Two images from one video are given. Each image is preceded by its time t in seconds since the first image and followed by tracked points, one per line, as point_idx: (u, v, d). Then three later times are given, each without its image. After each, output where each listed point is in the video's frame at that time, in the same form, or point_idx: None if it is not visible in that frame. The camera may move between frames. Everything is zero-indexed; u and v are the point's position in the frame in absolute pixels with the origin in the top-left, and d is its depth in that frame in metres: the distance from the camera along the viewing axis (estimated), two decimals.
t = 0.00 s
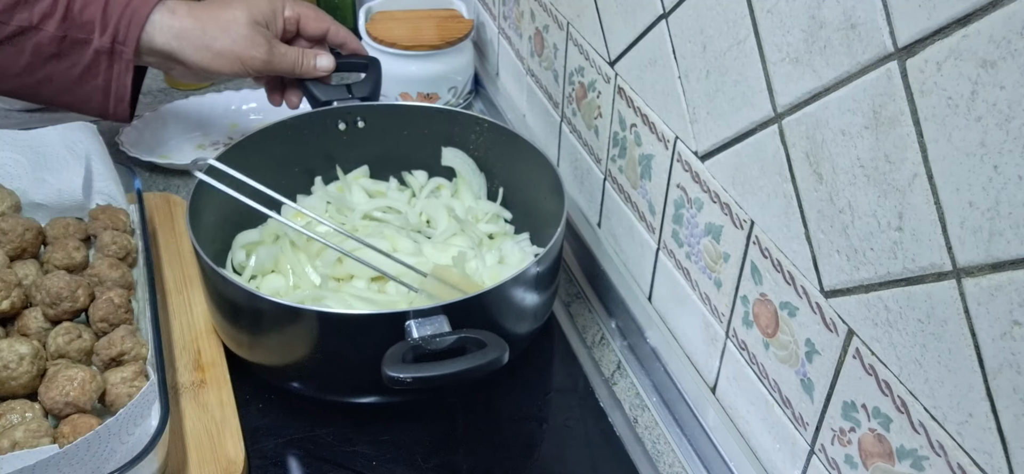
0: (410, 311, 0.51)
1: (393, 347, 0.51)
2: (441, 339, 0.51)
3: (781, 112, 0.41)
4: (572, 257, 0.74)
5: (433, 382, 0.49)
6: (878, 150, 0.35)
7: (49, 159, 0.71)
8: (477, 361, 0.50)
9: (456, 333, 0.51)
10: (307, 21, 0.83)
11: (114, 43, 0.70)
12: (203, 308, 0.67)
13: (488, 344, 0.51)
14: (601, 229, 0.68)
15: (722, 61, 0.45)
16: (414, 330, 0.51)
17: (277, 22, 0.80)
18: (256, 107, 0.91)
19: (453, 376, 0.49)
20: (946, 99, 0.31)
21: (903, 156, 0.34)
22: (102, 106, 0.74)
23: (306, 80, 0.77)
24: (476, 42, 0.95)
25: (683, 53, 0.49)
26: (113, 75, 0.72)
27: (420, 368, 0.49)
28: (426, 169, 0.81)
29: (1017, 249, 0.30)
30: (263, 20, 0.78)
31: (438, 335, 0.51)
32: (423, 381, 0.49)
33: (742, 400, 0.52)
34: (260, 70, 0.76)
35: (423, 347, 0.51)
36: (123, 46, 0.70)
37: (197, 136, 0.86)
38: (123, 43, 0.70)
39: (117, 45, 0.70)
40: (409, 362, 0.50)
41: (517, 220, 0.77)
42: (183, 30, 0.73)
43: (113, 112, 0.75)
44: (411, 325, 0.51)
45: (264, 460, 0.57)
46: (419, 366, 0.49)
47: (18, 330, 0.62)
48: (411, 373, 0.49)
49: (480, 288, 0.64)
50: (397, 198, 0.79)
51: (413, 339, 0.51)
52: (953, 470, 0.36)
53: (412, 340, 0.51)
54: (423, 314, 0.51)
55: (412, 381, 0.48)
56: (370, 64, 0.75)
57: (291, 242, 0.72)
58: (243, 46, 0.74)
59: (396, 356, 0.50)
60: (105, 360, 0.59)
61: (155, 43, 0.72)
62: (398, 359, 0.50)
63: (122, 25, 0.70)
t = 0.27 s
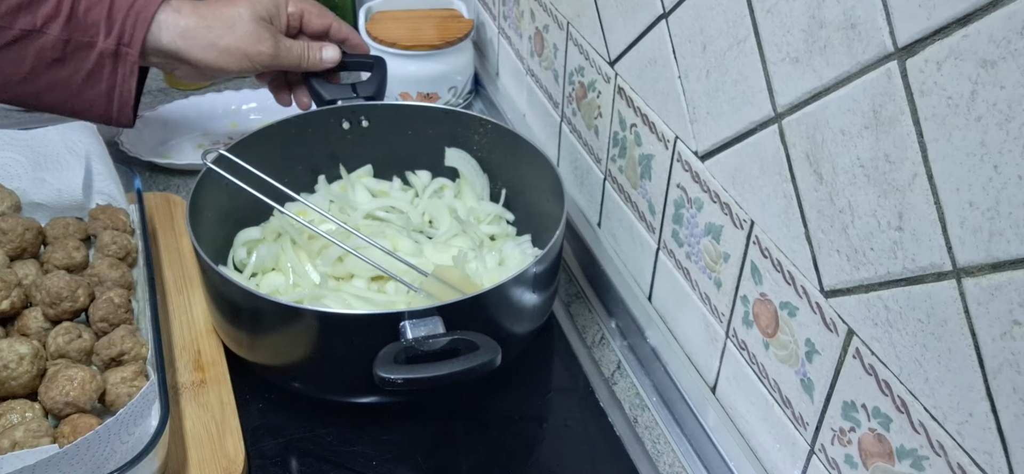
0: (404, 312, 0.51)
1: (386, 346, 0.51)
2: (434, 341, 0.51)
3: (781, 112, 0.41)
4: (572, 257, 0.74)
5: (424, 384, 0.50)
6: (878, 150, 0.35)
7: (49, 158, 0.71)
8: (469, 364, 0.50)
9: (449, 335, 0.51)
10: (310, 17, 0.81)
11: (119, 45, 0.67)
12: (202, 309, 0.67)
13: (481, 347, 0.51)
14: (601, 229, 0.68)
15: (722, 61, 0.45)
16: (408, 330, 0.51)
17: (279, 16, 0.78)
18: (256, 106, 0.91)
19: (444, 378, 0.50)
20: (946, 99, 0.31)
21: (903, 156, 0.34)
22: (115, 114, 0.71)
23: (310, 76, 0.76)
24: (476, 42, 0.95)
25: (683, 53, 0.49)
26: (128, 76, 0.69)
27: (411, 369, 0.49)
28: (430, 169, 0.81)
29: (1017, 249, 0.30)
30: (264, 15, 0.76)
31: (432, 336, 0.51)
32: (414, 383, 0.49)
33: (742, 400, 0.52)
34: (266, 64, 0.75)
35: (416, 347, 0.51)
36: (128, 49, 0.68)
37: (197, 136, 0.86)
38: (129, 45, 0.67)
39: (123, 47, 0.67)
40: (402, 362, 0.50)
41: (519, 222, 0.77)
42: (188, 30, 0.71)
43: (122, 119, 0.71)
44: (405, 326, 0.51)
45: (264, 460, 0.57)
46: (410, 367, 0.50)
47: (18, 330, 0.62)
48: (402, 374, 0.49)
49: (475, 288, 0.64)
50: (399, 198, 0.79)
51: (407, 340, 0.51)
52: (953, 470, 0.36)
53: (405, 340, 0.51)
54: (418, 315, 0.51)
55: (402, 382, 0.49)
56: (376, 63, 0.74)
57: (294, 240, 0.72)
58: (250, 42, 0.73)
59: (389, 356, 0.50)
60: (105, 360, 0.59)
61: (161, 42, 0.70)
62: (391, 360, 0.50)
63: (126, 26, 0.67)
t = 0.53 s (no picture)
0: (404, 312, 0.51)
1: (386, 347, 0.51)
2: (434, 341, 0.51)
3: (780, 112, 0.41)
4: (572, 257, 0.74)
5: (423, 384, 0.50)
6: (878, 150, 0.35)
7: (48, 158, 0.71)
8: (469, 363, 0.50)
9: (449, 335, 0.51)
10: None
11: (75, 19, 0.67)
12: (202, 309, 0.67)
13: (480, 347, 0.52)
14: (602, 229, 0.68)
15: (722, 61, 0.45)
16: (408, 330, 0.51)
17: None
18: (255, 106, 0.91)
19: (444, 378, 0.50)
20: (946, 99, 0.31)
21: (903, 156, 0.34)
22: (78, 89, 0.72)
23: (309, 74, 0.75)
24: (476, 42, 0.95)
25: (683, 53, 0.49)
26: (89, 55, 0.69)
27: (411, 369, 0.50)
28: (429, 169, 0.81)
29: (1017, 249, 0.30)
30: None
31: (432, 336, 0.51)
32: (414, 382, 0.49)
33: (742, 400, 0.52)
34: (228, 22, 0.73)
35: (416, 348, 0.51)
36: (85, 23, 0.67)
37: (197, 136, 0.86)
38: (85, 18, 0.67)
39: (79, 20, 0.67)
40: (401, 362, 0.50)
41: (519, 222, 0.77)
42: None
43: (90, 95, 0.73)
44: (405, 326, 0.51)
45: (264, 460, 0.57)
46: (411, 367, 0.50)
47: (18, 330, 0.62)
48: (402, 374, 0.49)
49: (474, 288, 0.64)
50: (399, 198, 0.79)
51: (406, 340, 0.51)
52: (953, 470, 0.36)
53: (406, 340, 0.51)
54: (418, 315, 0.51)
55: (402, 382, 0.49)
56: (376, 64, 0.76)
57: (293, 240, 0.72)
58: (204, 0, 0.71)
59: (388, 356, 0.50)
60: (105, 360, 0.59)
61: (115, 13, 0.69)
62: (390, 360, 0.50)
63: None
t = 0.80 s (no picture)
0: (404, 312, 0.51)
1: (386, 347, 0.51)
2: (434, 341, 0.51)
3: (781, 112, 0.41)
4: (572, 257, 0.74)
5: (423, 383, 0.50)
6: (878, 150, 0.35)
7: (48, 159, 0.71)
8: (469, 363, 0.50)
9: (449, 335, 0.51)
10: None
11: None
12: (202, 309, 0.67)
13: (480, 347, 0.52)
14: (602, 229, 0.68)
15: (722, 61, 0.45)
16: (408, 330, 0.51)
17: None
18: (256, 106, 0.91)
19: (443, 378, 0.50)
20: (946, 99, 0.31)
21: (903, 156, 0.34)
22: (0, 74, 0.71)
23: (309, 74, 0.75)
24: (476, 42, 0.95)
25: (683, 53, 0.49)
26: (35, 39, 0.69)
27: (411, 369, 0.50)
28: (429, 169, 0.81)
29: (1017, 249, 0.30)
30: None
31: (432, 336, 0.51)
32: (413, 382, 0.49)
33: (742, 400, 0.52)
34: None
35: (416, 347, 0.51)
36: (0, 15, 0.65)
37: (198, 135, 0.87)
38: None
39: None
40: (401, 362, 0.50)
41: (519, 222, 0.77)
42: None
43: (9, 82, 0.72)
44: (405, 325, 0.51)
45: (265, 460, 0.57)
46: (411, 367, 0.50)
47: (18, 330, 0.62)
48: (402, 374, 0.49)
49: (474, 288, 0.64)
50: (399, 198, 0.78)
51: (407, 340, 0.51)
52: (953, 470, 0.36)
53: (405, 340, 0.51)
54: (418, 314, 0.51)
55: (402, 381, 0.49)
56: (376, 63, 0.76)
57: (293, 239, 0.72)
58: None
59: (388, 355, 0.50)
60: (106, 360, 0.59)
61: None
62: (390, 359, 0.50)
63: None
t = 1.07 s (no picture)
0: (404, 311, 0.51)
1: (386, 345, 0.52)
2: (434, 339, 0.52)
3: (781, 112, 0.41)
4: (572, 257, 0.74)
5: (421, 382, 0.51)
6: (877, 150, 0.35)
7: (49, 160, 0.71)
8: (467, 363, 0.51)
9: (448, 334, 0.52)
10: None
11: None
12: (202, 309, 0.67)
13: (479, 346, 0.52)
14: (601, 229, 0.68)
15: (721, 61, 0.45)
16: (407, 329, 0.51)
17: None
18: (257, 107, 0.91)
19: (442, 377, 0.51)
20: (945, 100, 0.31)
21: (903, 156, 0.34)
22: None
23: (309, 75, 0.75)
24: (476, 42, 0.95)
25: (683, 53, 0.49)
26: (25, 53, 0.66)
27: (410, 368, 0.50)
28: (429, 170, 0.81)
29: (1017, 249, 0.30)
30: None
31: (431, 335, 0.51)
32: (412, 381, 0.50)
33: (742, 400, 0.52)
34: None
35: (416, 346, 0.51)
36: None
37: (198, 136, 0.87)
38: None
39: None
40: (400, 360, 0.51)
41: (519, 223, 0.77)
42: None
43: None
44: (404, 325, 0.51)
45: (265, 460, 0.57)
46: (409, 365, 0.51)
47: (18, 329, 0.62)
48: (401, 372, 0.50)
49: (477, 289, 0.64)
50: (399, 199, 0.78)
51: (406, 339, 0.51)
52: (953, 470, 0.36)
53: (405, 339, 0.51)
54: (417, 314, 0.51)
55: (401, 380, 0.50)
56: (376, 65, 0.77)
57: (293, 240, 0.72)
58: None
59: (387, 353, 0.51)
60: (105, 360, 0.59)
61: None
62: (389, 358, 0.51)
63: None
